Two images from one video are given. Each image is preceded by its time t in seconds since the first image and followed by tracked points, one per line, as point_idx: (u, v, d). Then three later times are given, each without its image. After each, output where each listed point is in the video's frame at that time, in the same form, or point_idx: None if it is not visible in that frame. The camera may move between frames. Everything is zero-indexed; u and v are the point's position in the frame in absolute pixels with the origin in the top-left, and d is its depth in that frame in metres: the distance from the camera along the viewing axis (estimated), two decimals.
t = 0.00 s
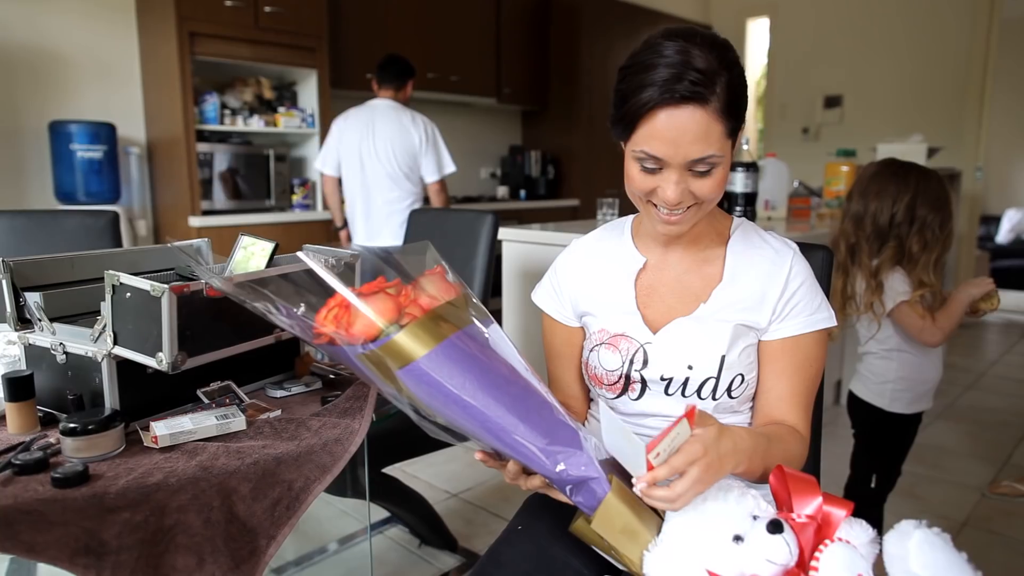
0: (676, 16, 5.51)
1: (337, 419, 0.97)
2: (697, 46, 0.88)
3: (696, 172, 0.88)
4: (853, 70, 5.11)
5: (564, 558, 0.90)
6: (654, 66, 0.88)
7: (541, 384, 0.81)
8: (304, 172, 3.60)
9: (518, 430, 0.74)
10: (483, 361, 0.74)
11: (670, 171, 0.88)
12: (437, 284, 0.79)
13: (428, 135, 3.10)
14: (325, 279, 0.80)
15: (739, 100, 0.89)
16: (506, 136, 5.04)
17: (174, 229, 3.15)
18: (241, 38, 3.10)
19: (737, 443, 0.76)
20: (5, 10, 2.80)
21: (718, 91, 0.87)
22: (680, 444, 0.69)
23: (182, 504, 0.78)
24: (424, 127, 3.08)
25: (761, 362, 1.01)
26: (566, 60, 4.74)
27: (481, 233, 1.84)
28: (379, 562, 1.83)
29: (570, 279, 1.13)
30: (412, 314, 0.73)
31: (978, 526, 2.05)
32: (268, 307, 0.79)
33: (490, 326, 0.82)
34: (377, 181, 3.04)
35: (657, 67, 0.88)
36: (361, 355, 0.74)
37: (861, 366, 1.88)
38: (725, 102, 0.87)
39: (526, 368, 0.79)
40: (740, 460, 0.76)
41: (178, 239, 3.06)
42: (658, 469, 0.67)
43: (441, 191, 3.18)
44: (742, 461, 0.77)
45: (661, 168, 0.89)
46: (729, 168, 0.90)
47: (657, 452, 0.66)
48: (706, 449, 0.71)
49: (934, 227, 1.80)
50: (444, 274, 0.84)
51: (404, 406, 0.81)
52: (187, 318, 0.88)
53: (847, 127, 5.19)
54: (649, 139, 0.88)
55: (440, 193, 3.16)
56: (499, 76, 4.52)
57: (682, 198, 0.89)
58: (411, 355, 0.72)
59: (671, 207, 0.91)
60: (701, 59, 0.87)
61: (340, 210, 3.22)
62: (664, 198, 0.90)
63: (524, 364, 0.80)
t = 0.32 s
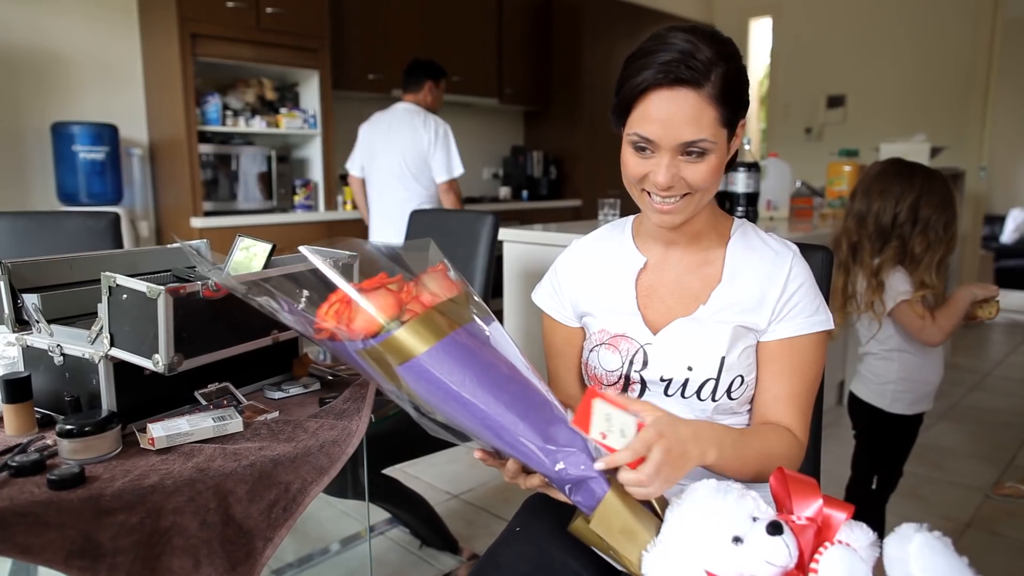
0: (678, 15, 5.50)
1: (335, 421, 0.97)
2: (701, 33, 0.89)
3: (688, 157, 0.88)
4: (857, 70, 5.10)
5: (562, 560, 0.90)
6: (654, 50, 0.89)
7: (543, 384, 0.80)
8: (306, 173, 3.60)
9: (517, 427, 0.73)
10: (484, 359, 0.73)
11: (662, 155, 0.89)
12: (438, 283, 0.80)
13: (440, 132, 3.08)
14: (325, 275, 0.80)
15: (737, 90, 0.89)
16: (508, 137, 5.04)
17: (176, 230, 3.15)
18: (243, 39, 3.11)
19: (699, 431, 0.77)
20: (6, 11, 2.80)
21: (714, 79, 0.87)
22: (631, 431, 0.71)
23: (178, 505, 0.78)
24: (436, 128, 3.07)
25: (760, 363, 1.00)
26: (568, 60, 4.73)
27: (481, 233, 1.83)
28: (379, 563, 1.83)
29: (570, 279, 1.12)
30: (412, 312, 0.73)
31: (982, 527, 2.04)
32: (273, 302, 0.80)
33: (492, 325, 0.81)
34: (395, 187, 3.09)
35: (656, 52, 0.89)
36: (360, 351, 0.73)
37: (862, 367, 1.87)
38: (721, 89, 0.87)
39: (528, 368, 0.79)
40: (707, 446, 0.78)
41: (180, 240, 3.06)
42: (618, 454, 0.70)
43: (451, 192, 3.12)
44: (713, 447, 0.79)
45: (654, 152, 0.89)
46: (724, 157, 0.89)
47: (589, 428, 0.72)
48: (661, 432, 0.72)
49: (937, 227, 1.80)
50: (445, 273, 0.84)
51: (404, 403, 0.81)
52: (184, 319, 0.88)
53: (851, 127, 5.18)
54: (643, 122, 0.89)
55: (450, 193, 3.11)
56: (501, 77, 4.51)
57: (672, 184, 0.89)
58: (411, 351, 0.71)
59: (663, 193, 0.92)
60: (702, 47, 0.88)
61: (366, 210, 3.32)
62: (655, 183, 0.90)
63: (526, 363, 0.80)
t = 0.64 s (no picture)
0: (679, 15, 5.49)
1: (331, 423, 0.96)
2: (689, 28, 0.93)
3: (662, 142, 0.91)
4: (859, 70, 5.09)
5: (557, 563, 0.89)
6: (642, 41, 0.94)
7: (534, 396, 0.79)
8: (307, 174, 3.60)
9: (499, 441, 0.71)
10: (462, 375, 0.73)
11: (637, 140, 0.92)
12: (421, 294, 0.80)
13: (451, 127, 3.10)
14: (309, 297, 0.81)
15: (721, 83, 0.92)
16: (509, 138, 5.04)
17: (177, 231, 3.16)
18: (244, 40, 3.11)
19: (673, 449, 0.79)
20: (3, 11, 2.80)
21: (694, 69, 0.90)
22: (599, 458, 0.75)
23: (173, 508, 0.78)
24: (448, 125, 3.10)
25: (755, 365, 1.00)
26: (569, 60, 4.73)
27: (480, 235, 1.83)
28: (378, 564, 1.82)
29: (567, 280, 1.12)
30: (388, 331, 0.74)
31: (983, 528, 2.03)
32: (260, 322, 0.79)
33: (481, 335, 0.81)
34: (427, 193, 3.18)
35: (641, 44, 0.94)
36: (337, 373, 0.75)
37: (862, 368, 1.87)
38: (700, 78, 0.90)
39: (516, 379, 0.78)
40: (689, 462, 0.78)
41: (181, 241, 3.07)
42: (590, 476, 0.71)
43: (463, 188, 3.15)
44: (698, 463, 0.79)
45: (631, 138, 0.93)
46: (698, 145, 0.91)
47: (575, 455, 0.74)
48: (631, 459, 0.74)
49: (939, 227, 1.79)
50: (432, 282, 0.85)
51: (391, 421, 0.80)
52: (179, 321, 0.87)
53: (852, 127, 5.16)
54: (622, 109, 0.93)
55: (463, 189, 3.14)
56: (502, 78, 4.51)
57: (646, 168, 0.91)
58: (384, 373, 0.72)
59: (641, 181, 0.93)
60: (685, 38, 0.92)
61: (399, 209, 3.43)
62: (629, 168, 0.93)
63: (516, 375, 0.79)
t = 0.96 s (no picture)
0: (686, 20, 5.49)
1: (334, 426, 0.96)
2: (658, 37, 1.01)
3: (632, 140, 0.97)
4: (866, 76, 5.07)
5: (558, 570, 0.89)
6: (616, 57, 1.03)
7: (544, 413, 0.78)
8: (313, 176, 3.61)
9: (506, 466, 0.72)
10: (472, 399, 0.72)
11: (611, 141, 0.99)
12: (433, 301, 0.78)
13: (463, 131, 3.14)
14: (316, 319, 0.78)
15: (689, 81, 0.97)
16: (515, 141, 5.04)
17: (183, 233, 3.16)
18: (250, 43, 3.12)
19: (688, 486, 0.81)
20: (9, 12, 2.81)
21: (657, 69, 0.97)
22: (614, 492, 0.77)
23: (175, 510, 0.77)
24: (460, 126, 3.14)
25: (762, 374, 0.99)
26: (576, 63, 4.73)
27: (485, 239, 1.83)
28: (380, 568, 1.82)
29: (571, 284, 1.12)
30: (396, 354, 0.72)
31: (989, 538, 2.02)
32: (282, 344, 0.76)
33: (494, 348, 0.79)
34: (448, 201, 3.26)
35: (618, 59, 1.03)
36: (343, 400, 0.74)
37: (867, 375, 1.86)
38: (663, 76, 0.97)
39: (527, 399, 0.77)
40: (702, 495, 0.81)
41: (187, 243, 3.08)
42: (597, 511, 0.73)
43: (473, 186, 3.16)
44: (711, 493, 0.81)
45: (608, 140, 1.00)
46: (665, 139, 0.96)
47: (584, 489, 0.73)
48: (643, 489, 0.78)
49: (947, 236, 1.77)
50: (443, 289, 0.83)
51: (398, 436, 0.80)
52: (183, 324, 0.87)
53: (859, 132, 5.15)
54: (602, 118, 1.02)
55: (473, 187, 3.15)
56: (508, 81, 4.51)
57: (619, 166, 0.98)
58: (393, 401, 0.71)
59: (619, 180, 0.99)
60: (655, 45, 0.99)
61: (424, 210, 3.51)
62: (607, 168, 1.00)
63: (528, 393, 0.78)
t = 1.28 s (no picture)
0: (693, 23, 5.49)
1: (338, 428, 0.96)
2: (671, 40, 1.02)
3: (639, 135, 0.98)
4: (874, 79, 5.06)
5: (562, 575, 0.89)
6: (628, 57, 1.04)
7: (567, 424, 0.78)
8: (319, 177, 3.62)
9: (531, 486, 0.72)
10: (497, 420, 0.72)
11: (619, 136, 1.00)
12: (456, 311, 0.77)
13: (487, 135, 3.17)
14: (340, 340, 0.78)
15: (698, 85, 0.98)
16: (521, 143, 5.04)
17: (191, 234, 3.18)
18: (259, 45, 3.13)
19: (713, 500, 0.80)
20: (21, 13, 2.83)
21: (666, 68, 0.99)
22: (639, 510, 0.76)
23: (179, 511, 0.78)
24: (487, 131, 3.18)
25: (769, 377, 0.99)
26: (583, 66, 4.74)
27: (490, 241, 1.83)
28: (384, 570, 1.82)
29: (575, 285, 1.12)
30: (420, 372, 0.71)
31: (997, 545, 2.00)
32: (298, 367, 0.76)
33: (522, 362, 0.79)
34: (475, 206, 3.29)
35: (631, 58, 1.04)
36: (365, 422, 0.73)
37: (872, 379, 1.85)
38: (671, 75, 0.98)
39: (550, 411, 0.76)
40: (727, 510, 0.81)
41: (194, 244, 3.09)
42: (622, 529, 0.73)
43: (496, 190, 3.17)
44: (734, 509, 0.81)
45: (614, 135, 1.01)
46: (670, 135, 0.96)
47: (610, 508, 0.73)
48: (669, 506, 0.77)
49: (955, 241, 1.76)
50: (468, 299, 0.81)
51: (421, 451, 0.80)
52: (189, 326, 0.88)
53: (867, 136, 5.13)
54: (611, 114, 1.03)
55: (496, 190, 3.16)
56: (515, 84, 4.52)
57: (625, 160, 0.98)
58: (418, 423, 0.70)
59: (622, 175, 0.99)
60: (666, 46, 1.01)
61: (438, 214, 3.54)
62: (613, 163, 1.00)
63: (551, 404, 0.77)
